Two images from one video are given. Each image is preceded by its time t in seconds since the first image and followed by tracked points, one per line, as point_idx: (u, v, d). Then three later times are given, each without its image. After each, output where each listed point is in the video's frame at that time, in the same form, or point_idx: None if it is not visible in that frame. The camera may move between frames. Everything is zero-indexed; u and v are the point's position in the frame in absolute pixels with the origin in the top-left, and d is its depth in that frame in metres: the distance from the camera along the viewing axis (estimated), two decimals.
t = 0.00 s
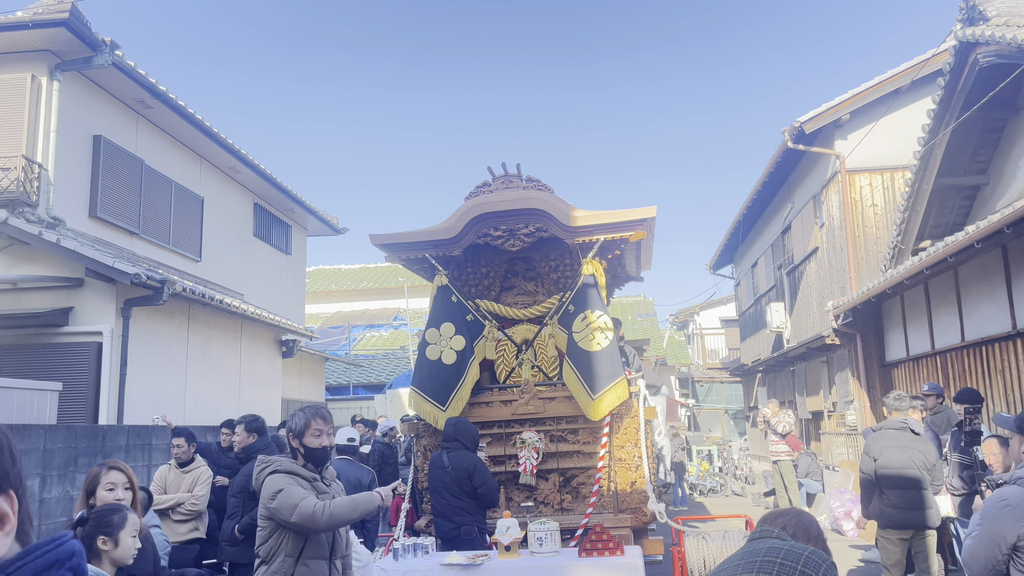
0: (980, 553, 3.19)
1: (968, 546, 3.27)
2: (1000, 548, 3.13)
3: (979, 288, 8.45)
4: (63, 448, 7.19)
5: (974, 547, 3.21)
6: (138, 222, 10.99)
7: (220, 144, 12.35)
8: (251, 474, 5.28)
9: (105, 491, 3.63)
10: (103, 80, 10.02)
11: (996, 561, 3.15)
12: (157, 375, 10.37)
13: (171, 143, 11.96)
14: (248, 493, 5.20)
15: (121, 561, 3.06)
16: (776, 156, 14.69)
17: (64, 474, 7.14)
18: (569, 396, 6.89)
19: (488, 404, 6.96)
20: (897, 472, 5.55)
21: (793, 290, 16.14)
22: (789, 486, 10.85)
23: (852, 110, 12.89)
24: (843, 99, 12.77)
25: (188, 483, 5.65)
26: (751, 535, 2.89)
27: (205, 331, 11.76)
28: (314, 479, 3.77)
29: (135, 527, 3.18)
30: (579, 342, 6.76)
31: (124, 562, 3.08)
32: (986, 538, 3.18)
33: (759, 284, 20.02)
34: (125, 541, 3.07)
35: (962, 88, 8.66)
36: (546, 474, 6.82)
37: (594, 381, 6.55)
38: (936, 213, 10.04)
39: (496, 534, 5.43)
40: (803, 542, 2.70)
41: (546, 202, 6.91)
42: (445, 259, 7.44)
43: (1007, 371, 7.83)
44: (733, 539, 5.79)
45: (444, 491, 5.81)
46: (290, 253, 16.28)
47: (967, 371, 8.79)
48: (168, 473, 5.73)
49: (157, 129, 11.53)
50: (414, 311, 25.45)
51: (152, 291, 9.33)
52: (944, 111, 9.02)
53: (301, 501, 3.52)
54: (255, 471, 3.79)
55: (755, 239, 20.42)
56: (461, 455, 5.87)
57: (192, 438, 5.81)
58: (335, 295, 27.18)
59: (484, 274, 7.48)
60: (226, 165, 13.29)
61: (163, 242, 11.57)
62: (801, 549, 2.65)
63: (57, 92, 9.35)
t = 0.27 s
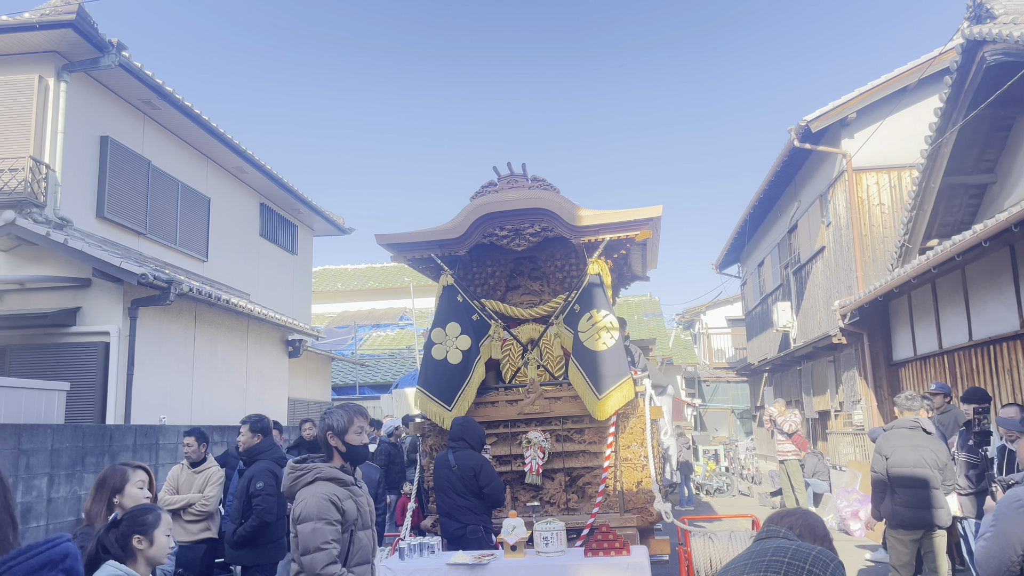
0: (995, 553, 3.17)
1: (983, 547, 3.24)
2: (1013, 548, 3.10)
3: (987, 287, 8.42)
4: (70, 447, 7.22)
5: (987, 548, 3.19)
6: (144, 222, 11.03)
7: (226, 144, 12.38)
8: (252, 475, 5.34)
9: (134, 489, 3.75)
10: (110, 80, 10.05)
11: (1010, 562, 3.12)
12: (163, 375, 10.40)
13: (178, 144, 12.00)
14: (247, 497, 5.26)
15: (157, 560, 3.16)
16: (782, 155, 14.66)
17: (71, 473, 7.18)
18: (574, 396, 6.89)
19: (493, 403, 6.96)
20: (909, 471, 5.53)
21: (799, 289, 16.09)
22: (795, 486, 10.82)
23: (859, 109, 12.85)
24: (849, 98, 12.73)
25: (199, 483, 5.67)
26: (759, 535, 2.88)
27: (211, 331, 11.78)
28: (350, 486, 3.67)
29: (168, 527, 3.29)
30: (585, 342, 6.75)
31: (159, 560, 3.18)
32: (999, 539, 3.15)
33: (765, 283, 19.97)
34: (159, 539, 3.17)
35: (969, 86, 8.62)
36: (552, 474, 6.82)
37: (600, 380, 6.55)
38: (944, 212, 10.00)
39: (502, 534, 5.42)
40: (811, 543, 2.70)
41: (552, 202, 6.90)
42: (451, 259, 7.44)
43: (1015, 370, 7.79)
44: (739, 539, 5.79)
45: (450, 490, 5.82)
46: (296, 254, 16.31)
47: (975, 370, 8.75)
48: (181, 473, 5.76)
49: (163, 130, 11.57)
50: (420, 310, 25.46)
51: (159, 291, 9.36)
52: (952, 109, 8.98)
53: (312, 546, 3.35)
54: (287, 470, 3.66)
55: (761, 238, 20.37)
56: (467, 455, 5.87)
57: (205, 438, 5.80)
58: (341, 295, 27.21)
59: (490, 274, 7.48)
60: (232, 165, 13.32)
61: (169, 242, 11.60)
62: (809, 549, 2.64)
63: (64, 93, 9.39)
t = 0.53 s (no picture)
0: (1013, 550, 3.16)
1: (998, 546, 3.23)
2: None
3: (992, 287, 8.39)
4: (75, 447, 7.24)
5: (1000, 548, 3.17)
6: (149, 222, 11.06)
7: (231, 145, 12.40)
8: (251, 475, 5.36)
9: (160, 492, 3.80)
10: (114, 81, 10.07)
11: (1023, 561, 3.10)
12: (169, 374, 10.44)
13: (182, 144, 12.02)
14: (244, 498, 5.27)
15: (203, 557, 3.36)
16: (786, 155, 14.63)
17: (76, 473, 7.20)
18: (578, 396, 6.88)
19: (497, 403, 6.96)
20: (913, 470, 5.51)
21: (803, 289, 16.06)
22: (799, 486, 10.79)
23: (863, 108, 12.82)
24: (853, 97, 12.71)
25: (203, 483, 5.69)
26: (761, 535, 2.87)
27: (216, 330, 11.81)
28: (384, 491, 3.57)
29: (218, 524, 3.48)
30: (588, 341, 6.75)
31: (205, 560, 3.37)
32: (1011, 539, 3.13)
33: (769, 283, 19.95)
34: (204, 537, 3.35)
35: (974, 87, 8.60)
36: (555, 474, 6.81)
37: (604, 380, 6.55)
38: (948, 211, 9.98)
39: (505, 534, 5.41)
40: (814, 544, 2.69)
41: (555, 202, 6.90)
42: (454, 259, 7.45)
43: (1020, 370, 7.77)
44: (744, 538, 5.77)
45: (452, 490, 5.81)
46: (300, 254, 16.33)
47: (980, 370, 8.73)
48: (184, 473, 5.77)
49: (168, 130, 11.59)
50: (423, 310, 25.48)
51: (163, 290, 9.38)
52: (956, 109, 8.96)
53: (346, 550, 3.27)
54: (326, 466, 3.59)
55: (765, 238, 20.34)
56: (470, 455, 5.87)
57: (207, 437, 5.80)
58: (345, 295, 27.25)
59: (493, 274, 7.48)
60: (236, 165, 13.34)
61: (174, 242, 11.62)
62: (812, 551, 2.63)
63: (68, 93, 9.41)
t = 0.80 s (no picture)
0: None
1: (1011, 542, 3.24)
2: None
3: (995, 287, 8.37)
4: (76, 446, 7.24)
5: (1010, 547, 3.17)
6: (151, 222, 11.06)
7: (232, 144, 12.41)
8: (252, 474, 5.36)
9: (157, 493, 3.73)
10: (116, 80, 10.08)
11: None
12: (171, 374, 10.45)
13: (184, 144, 12.03)
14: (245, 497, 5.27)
15: (223, 554, 3.48)
16: (788, 155, 14.61)
17: (77, 472, 7.20)
18: (579, 396, 6.88)
19: (498, 403, 6.95)
20: (907, 471, 5.50)
21: (806, 289, 16.04)
22: (801, 486, 10.77)
23: (865, 109, 12.80)
24: (856, 97, 12.68)
25: (198, 483, 5.70)
26: (764, 536, 2.87)
27: (218, 330, 11.82)
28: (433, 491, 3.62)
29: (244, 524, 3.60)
30: (590, 341, 6.75)
31: (228, 557, 3.49)
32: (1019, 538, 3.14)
33: (771, 283, 19.92)
34: (225, 537, 3.48)
35: (977, 87, 8.58)
36: (557, 474, 6.81)
37: (606, 380, 6.54)
38: (951, 212, 9.96)
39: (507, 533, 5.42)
40: (816, 545, 2.68)
41: (557, 202, 6.90)
42: (456, 259, 7.44)
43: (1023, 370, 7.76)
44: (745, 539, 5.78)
45: (453, 491, 5.78)
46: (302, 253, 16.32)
47: (982, 370, 8.71)
48: (178, 473, 5.75)
49: (170, 130, 11.60)
50: (425, 310, 25.47)
51: (165, 290, 9.39)
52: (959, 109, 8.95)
53: (407, 551, 3.28)
54: (371, 468, 3.57)
55: (768, 238, 20.31)
56: (472, 455, 5.84)
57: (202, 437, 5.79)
58: (347, 295, 27.24)
59: (495, 273, 7.47)
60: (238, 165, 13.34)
61: (175, 241, 11.62)
62: (814, 552, 2.62)
63: (71, 93, 9.41)
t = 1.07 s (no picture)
0: None
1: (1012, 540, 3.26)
2: None
3: (995, 288, 8.37)
4: (75, 445, 7.24)
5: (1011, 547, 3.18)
6: (151, 220, 11.06)
7: (233, 143, 12.41)
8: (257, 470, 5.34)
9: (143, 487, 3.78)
10: (116, 79, 10.07)
11: None
12: (171, 373, 10.46)
13: (184, 143, 12.03)
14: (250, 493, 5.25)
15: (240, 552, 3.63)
16: (788, 155, 14.60)
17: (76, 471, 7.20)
18: (579, 396, 6.88)
19: (498, 403, 6.95)
20: (903, 471, 5.51)
21: (805, 290, 16.03)
22: (800, 487, 10.77)
23: (865, 109, 12.80)
24: (856, 98, 12.68)
25: (190, 483, 5.71)
26: (763, 536, 2.87)
27: (217, 328, 11.82)
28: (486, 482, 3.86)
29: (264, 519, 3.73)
30: (590, 341, 6.74)
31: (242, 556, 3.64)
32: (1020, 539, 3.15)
33: (771, 284, 19.92)
34: (238, 537, 3.63)
35: (977, 88, 8.59)
36: (556, 473, 6.81)
37: (605, 380, 6.54)
38: (951, 213, 9.96)
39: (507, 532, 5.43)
40: (816, 546, 2.68)
41: (557, 201, 6.89)
42: (456, 258, 7.44)
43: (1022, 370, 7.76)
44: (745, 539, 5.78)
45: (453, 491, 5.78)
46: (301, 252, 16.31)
47: (982, 371, 8.72)
48: (170, 473, 5.74)
49: (170, 128, 11.60)
50: (425, 309, 25.47)
51: (165, 289, 9.39)
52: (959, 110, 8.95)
53: (468, 535, 3.49)
54: (429, 459, 3.79)
55: (767, 238, 20.31)
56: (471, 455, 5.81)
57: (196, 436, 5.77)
58: (347, 294, 27.22)
59: (495, 273, 7.47)
60: (238, 164, 13.34)
61: (175, 240, 11.62)
62: (814, 552, 2.62)
63: (71, 91, 9.41)
